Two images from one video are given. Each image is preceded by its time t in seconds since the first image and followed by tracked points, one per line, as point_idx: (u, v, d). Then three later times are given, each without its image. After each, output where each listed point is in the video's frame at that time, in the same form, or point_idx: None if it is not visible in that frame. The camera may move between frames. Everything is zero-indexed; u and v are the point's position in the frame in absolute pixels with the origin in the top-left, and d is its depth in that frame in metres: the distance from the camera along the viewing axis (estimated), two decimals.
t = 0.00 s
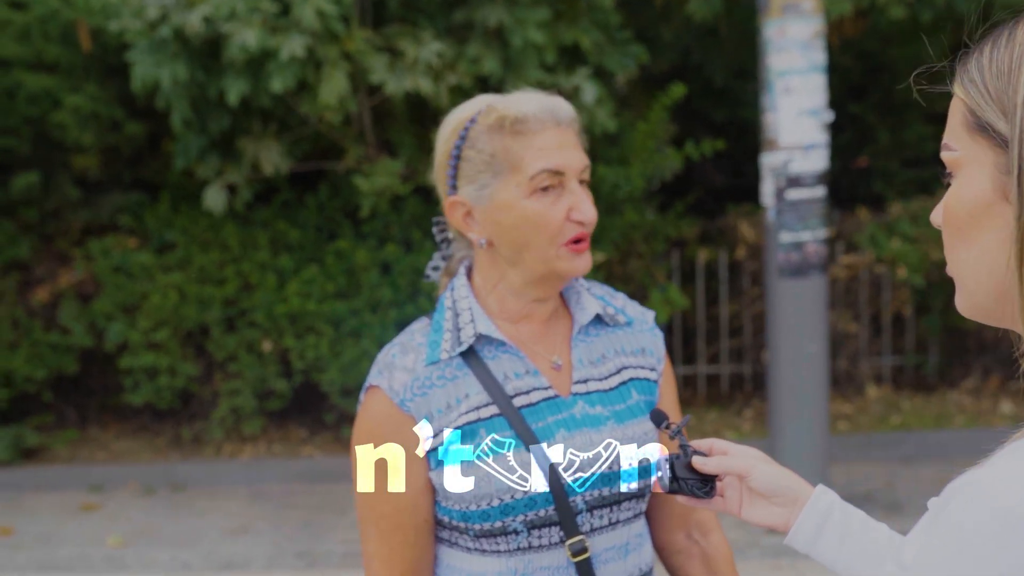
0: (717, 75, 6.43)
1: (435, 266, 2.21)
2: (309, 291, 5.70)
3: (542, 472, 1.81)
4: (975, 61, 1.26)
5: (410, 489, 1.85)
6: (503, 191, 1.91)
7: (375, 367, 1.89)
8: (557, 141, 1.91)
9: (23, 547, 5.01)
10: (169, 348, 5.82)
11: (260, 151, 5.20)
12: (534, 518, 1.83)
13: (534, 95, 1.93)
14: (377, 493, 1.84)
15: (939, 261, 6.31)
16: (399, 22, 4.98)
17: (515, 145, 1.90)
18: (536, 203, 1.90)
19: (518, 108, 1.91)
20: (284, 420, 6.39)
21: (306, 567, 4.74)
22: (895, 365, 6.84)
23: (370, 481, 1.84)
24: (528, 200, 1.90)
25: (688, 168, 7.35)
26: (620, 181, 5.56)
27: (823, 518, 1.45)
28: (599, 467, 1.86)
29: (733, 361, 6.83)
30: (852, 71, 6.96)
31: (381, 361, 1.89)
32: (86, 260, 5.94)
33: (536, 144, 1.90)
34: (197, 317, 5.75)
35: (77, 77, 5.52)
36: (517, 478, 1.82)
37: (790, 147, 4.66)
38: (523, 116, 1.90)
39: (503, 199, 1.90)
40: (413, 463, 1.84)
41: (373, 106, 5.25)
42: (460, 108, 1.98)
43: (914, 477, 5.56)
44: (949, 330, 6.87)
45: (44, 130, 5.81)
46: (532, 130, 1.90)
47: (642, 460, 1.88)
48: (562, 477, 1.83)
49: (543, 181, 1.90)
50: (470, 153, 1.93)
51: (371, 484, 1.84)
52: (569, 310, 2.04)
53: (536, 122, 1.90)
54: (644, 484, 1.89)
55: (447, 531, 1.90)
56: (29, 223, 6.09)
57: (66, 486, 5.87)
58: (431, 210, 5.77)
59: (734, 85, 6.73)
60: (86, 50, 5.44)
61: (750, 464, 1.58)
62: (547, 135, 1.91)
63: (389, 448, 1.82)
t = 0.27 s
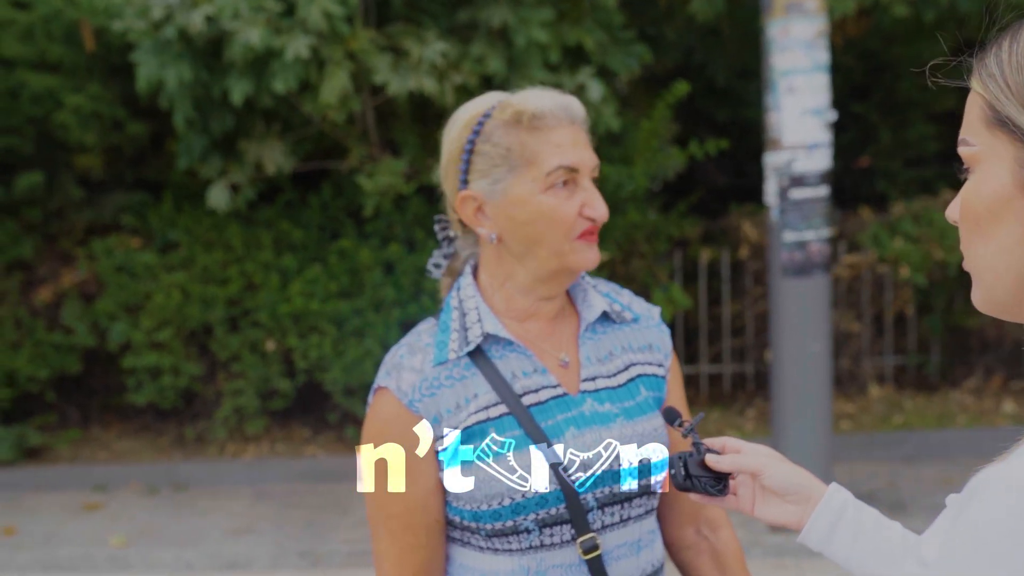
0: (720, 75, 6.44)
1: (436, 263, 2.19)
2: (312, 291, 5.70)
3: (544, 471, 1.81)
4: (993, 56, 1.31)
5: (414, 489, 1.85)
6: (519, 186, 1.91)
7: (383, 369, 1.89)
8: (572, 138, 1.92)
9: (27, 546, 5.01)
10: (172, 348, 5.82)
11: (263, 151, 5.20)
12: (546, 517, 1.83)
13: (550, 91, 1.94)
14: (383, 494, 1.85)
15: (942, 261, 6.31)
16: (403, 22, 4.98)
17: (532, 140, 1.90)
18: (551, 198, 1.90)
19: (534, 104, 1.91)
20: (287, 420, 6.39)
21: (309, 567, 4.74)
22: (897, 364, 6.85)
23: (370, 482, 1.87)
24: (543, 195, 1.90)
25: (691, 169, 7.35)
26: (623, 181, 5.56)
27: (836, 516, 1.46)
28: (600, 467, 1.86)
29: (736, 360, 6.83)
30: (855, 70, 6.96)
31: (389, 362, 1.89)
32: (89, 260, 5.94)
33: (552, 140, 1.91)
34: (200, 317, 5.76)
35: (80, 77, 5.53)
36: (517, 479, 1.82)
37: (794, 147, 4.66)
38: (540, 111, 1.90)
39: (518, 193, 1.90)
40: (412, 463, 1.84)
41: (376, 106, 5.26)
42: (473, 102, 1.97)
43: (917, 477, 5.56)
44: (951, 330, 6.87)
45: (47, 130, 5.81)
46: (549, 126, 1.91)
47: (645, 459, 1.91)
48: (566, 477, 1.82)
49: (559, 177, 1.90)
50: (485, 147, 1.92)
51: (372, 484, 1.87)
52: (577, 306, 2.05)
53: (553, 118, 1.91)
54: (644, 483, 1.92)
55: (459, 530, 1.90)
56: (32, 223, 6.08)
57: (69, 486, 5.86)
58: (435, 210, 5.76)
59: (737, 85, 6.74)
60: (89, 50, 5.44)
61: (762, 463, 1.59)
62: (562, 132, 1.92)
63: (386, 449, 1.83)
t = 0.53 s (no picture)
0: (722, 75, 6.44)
1: (445, 260, 2.18)
2: (315, 290, 5.70)
3: (543, 470, 1.82)
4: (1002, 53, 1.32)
5: (423, 487, 1.85)
6: (532, 183, 1.92)
7: (394, 366, 1.89)
8: (585, 136, 1.94)
9: (30, 546, 5.01)
10: (175, 347, 5.83)
11: (266, 150, 5.21)
12: (558, 511, 1.84)
13: (563, 89, 1.95)
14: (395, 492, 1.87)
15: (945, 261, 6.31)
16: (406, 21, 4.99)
17: (546, 137, 1.90)
18: (564, 196, 1.91)
19: (549, 101, 1.91)
20: (290, 419, 6.40)
21: (312, 566, 4.74)
22: (899, 364, 6.85)
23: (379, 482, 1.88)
24: (556, 193, 1.91)
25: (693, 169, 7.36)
26: (626, 180, 5.57)
27: (844, 511, 1.47)
28: (595, 468, 1.85)
29: (738, 359, 6.83)
30: (858, 70, 6.96)
31: (400, 359, 1.89)
32: (92, 259, 5.94)
33: (567, 138, 1.92)
34: (203, 316, 5.76)
35: (82, 76, 5.53)
36: (517, 478, 1.83)
37: (797, 146, 4.66)
38: (554, 108, 1.90)
39: (532, 190, 1.91)
40: (415, 463, 1.85)
41: (379, 105, 5.26)
42: (486, 98, 1.97)
43: (919, 476, 5.56)
44: (954, 330, 6.88)
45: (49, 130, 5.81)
46: (563, 123, 1.92)
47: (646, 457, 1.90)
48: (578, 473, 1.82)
49: (572, 175, 1.91)
50: (497, 144, 1.92)
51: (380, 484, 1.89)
52: (587, 303, 2.05)
53: (567, 116, 1.92)
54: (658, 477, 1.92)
55: (472, 526, 1.91)
56: (35, 222, 6.09)
57: (73, 485, 5.86)
58: (437, 209, 5.77)
59: (739, 84, 6.74)
60: (92, 49, 5.45)
61: (772, 458, 1.61)
62: (575, 130, 1.93)
63: (384, 449, 1.85)
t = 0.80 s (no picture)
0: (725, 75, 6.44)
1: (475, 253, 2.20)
2: (319, 289, 5.71)
3: (542, 469, 1.83)
4: None
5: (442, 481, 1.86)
6: (523, 183, 1.93)
7: (420, 357, 1.90)
8: (575, 132, 1.92)
9: (35, 544, 5.02)
10: (179, 346, 5.83)
11: (271, 150, 5.21)
12: (583, 504, 1.86)
13: (552, 86, 1.94)
14: (415, 489, 1.87)
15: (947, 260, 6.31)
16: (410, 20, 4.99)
17: (533, 137, 1.91)
18: (553, 194, 1.91)
19: (534, 100, 1.92)
20: (293, 418, 6.40)
21: (317, 565, 4.74)
22: (902, 363, 6.85)
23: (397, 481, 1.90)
24: (547, 192, 1.92)
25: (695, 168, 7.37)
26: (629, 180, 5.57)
27: (864, 504, 1.50)
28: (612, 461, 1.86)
29: (741, 359, 6.84)
30: (860, 70, 6.97)
31: (426, 351, 1.90)
32: (95, 258, 5.95)
33: (554, 135, 1.91)
34: (207, 315, 5.77)
35: (86, 75, 5.53)
36: (517, 479, 1.85)
37: (802, 145, 4.67)
38: (539, 108, 1.91)
39: (522, 190, 1.93)
40: (429, 461, 1.86)
41: (383, 105, 5.26)
42: (485, 103, 2.01)
43: (922, 475, 5.57)
44: (956, 329, 6.88)
45: (53, 129, 5.81)
46: (550, 121, 1.91)
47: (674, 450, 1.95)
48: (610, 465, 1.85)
49: (561, 172, 1.91)
50: (492, 147, 1.96)
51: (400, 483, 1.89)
52: (609, 301, 2.06)
53: (553, 114, 1.91)
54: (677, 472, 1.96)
55: (493, 519, 1.92)
56: (38, 221, 6.09)
57: (76, 484, 5.87)
58: (441, 209, 5.78)
59: (741, 84, 6.75)
60: (96, 48, 5.46)
61: (792, 450, 1.62)
62: (566, 126, 1.92)
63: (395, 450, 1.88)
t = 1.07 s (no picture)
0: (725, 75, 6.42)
1: (478, 246, 2.24)
2: (318, 289, 5.69)
3: (544, 472, 1.81)
4: None
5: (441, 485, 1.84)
6: (526, 175, 1.91)
7: (418, 364, 1.88)
8: (586, 132, 1.90)
9: (34, 545, 5.00)
10: (178, 347, 5.81)
11: (269, 150, 5.19)
12: (586, 509, 1.84)
13: (573, 83, 1.93)
14: (414, 493, 1.85)
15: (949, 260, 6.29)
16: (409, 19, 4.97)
17: (543, 131, 1.90)
18: (553, 190, 1.89)
19: (550, 95, 1.91)
20: (292, 419, 6.38)
21: (317, 566, 4.72)
22: (902, 363, 6.84)
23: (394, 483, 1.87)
24: (547, 188, 1.89)
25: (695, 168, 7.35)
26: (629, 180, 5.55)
27: (870, 507, 1.48)
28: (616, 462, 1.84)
29: (741, 359, 6.82)
30: (860, 69, 6.95)
31: (424, 357, 1.88)
32: (94, 259, 5.93)
33: (562, 132, 1.89)
34: (206, 316, 5.75)
35: (84, 75, 5.51)
36: (517, 479, 1.83)
37: (803, 145, 4.65)
38: (553, 103, 1.90)
39: (523, 182, 1.91)
40: (429, 463, 1.84)
41: (383, 105, 5.24)
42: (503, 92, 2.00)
43: (923, 475, 5.55)
44: (956, 329, 6.87)
45: (51, 129, 5.79)
46: (561, 118, 1.90)
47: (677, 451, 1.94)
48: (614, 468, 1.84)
49: (564, 169, 1.89)
50: (502, 135, 1.95)
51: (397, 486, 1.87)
52: (608, 304, 2.05)
53: (566, 110, 1.90)
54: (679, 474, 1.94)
55: (495, 525, 1.90)
56: (37, 221, 6.06)
57: (76, 485, 5.86)
58: (440, 209, 5.76)
59: (742, 84, 6.72)
60: (94, 48, 5.43)
61: (796, 453, 1.60)
62: (577, 126, 1.91)
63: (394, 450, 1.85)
